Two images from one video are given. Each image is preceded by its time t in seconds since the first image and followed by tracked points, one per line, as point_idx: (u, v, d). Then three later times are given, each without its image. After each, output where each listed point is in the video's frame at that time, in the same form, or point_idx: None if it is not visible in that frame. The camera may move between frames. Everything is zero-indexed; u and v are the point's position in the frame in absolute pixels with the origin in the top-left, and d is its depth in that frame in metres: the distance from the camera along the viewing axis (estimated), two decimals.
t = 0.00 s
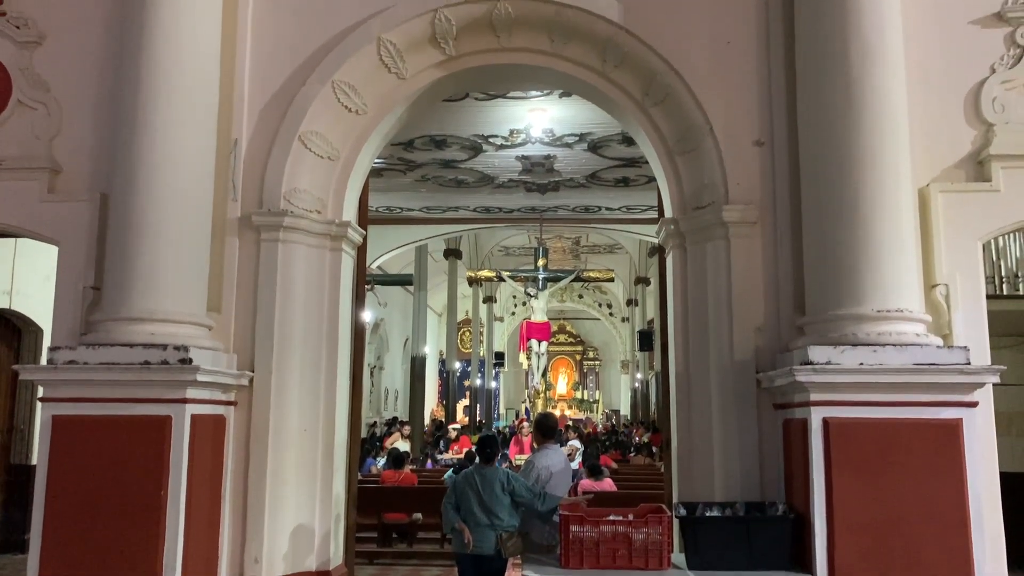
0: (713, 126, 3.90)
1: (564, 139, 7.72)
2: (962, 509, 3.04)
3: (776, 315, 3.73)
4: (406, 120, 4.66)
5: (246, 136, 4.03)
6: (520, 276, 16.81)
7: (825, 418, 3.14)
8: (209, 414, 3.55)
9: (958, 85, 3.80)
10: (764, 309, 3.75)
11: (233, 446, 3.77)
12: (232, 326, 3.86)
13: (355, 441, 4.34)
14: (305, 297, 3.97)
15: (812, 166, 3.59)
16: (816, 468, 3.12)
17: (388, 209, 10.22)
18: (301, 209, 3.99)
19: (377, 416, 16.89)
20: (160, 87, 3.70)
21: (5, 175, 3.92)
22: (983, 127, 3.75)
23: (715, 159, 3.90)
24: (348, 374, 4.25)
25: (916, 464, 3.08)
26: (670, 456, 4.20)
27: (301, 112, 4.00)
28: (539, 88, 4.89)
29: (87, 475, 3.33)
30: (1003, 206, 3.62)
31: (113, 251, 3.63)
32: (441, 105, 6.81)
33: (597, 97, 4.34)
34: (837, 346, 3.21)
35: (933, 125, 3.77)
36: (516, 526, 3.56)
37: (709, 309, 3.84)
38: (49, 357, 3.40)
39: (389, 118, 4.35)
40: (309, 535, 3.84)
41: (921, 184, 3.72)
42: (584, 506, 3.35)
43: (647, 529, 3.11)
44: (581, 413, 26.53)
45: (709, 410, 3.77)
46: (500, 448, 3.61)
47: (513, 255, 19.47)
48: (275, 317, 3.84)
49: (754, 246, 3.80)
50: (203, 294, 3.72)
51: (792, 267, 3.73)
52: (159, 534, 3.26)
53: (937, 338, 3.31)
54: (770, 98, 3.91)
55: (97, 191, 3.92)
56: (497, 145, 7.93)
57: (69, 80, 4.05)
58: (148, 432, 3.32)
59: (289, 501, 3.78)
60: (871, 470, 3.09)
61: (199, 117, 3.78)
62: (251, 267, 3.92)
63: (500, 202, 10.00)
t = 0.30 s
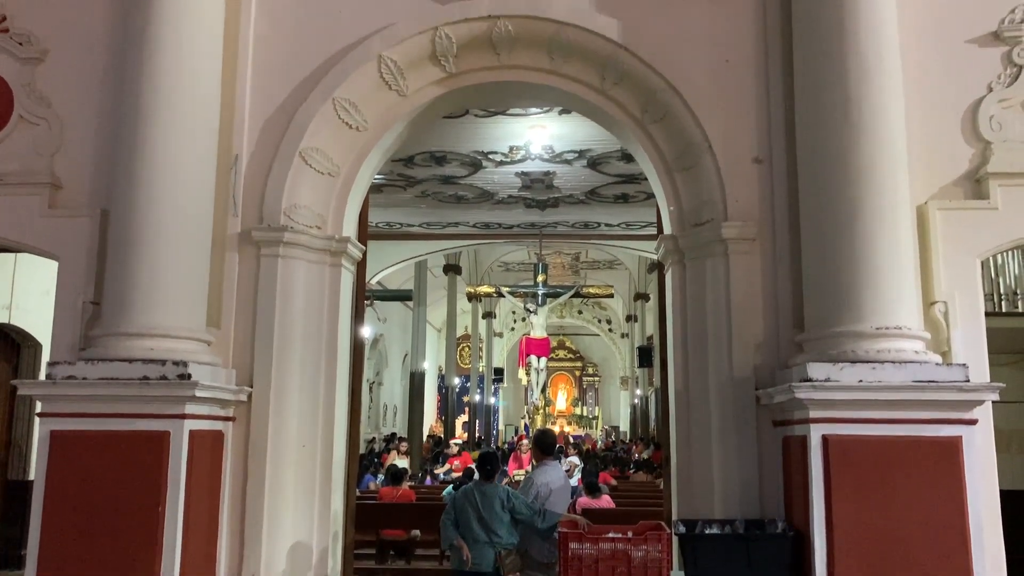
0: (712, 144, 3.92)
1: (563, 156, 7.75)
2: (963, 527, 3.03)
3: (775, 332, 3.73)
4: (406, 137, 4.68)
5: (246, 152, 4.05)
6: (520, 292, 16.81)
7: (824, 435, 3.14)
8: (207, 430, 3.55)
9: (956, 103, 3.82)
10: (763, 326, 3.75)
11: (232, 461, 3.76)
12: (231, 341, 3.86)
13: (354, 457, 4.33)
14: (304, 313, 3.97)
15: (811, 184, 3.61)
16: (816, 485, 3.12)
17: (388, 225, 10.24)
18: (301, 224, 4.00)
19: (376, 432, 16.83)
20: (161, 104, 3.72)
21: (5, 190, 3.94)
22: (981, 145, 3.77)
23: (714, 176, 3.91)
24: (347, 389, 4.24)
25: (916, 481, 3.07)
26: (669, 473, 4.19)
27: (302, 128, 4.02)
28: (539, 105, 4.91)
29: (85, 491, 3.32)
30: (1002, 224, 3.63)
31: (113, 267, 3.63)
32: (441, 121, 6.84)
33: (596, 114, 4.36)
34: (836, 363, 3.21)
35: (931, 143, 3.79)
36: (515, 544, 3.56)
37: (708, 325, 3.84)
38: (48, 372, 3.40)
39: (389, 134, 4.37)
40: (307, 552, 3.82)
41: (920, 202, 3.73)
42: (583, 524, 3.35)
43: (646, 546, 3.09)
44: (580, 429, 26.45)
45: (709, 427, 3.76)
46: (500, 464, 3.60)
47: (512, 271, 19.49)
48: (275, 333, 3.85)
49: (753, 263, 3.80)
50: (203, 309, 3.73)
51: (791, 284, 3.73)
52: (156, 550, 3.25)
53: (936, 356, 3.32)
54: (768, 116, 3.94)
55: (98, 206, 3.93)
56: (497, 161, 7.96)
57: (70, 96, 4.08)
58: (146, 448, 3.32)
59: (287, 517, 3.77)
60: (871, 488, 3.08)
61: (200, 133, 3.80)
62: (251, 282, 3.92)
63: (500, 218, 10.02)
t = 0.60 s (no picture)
0: (711, 162, 3.94)
1: (562, 172, 7.78)
2: (961, 546, 3.03)
3: (774, 349, 3.74)
4: (406, 153, 4.70)
5: (247, 168, 4.07)
6: (519, 308, 16.80)
7: (822, 453, 3.14)
8: (205, 446, 3.54)
9: (952, 123, 3.84)
10: (761, 344, 3.75)
11: (229, 478, 3.75)
12: (230, 357, 3.86)
13: (351, 473, 4.32)
14: (303, 328, 3.97)
15: (809, 202, 3.62)
16: (814, 503, 3.12)
17: (387, 241, 10.26)
18: (301, 240, 4.00)
19: (373, 448, 16.76)
20: (162, 120, 3.74)
21: (5, 206, 3.95)
22: (978, 164, 3.79)
23: (712, 194, 3.93)
24: (345, 405, 4.24)
25: (914, 499, 3.07)
26: (668, 491, 4.18)
27: (302, 145, 4.03)
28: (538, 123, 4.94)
29: (82, 507, 3.31)
30: (999, 243, 3.65)
31: (112, 282, 3.64)
32: (440, 138, 6.88)
33: (595, 132, 4.39)
34: (834, 381, 3.21)
35: (928, 162, 3.81)
36: (512, 561, 3.53)
37: (707, 342, 3.85)
38: (46, 388, 3.40)
39: (389, 151, 4.38)
40: (304, 569, 3.79)
41: (918, 220, 3.75)
42: (580, 541, 3.35)
43: (645, 565, 3.07)
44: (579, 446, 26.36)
45: (707, 444, 3.76)
46: (497, 481, 3.59)
47: (511, 287, 19.50)
48: (273, 348, 3.84)
49: (751, 281, 3.81)
50: (202, 325, 3.73)
51: (789, 301, 3.74)
52: (153, 567, 3.24)
53: (934, 374, 3.32)
54: (766, 135, 3.96)
55: (98, 222, 3.94)
56: (496, 178, 7.99)
57: (72, 112, 4.10)
58: (144, 464, 3.32)
59: (284, 534, 3.75)
60: (869, 506, 3.08)
61: (200, 150, 3.82)
62: (250, 298, 3.92)
63: (499, 234, 10.04)
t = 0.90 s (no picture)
0: (708, 180, 3.96)
1: (560, 190, 7.81)
2: (960, 565, 3.02)
3: (771, 367, 3.74)
4: (404, 171, 4.72)
5: (246, 185, 4.08)
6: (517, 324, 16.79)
7: (820, 471, 3.14)
8: (201, 463, 3.53)
9: (948, 142, 3.87)
10: (759, 361, 3.75)
11: (225, 495, 3.73)
12: (227, 374, 3.85)
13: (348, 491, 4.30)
14: (301, 345, 3.97)
15: (806, 220, 3.64)
16: (812, 521, 3.11)
17: (385, 257, 10.28)
18: (300, 257, 4.01)
19: (370, 466, 16.67)
20: (162, 137, 3.76)
21: (4, 221, 3.95)
22: (974, 183, 3.81)
23: (709, 212, 3.95)
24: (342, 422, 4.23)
25: (912, 518, 3.07)
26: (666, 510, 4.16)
27: (301, 162, 4.05)
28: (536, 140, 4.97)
29: (77, 524, 3.30)
30: (995, 262, 3.66)
31: (110, 299, 3.64)
32: (439, 155, 6.90)
33: (592, 150, 4.41)
34: (832, 399, 3.22)
35: (924, 181, 3.83)
36: None
37: (704, 359, 3.85)
38: (43, 404, 3.39)
39: (387, 168, 4.40)
40: None
41: (914, 238, 3.76)
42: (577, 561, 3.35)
43: None
44: (576, 464, 26.25)
45: (705, 462, 3.75)
46: (493, 499, 3.57)
47: (509, 303, 19.49)
48: (270, 365, 3.84)
49: (748, 299, 3.82)
50: (199, 341, 3.73)
51: (787, 319, 3.75)
52: None
53: (932, 392, 3.32)
54: (763, 154, 3.98)
55: (97, 238, 3.95)
56: (494, 195, 8.02)
57: (72, 129, 4.11)
58: (140, 481, 3.31)
59: (280, 552, 3.73)
60: (868, 525, 3.07)
61: (200, 167, 3.83)
62: (248, 314, 3.92)
63: (497, 251, 10.06)
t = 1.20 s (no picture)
0: (704, 197, 3.97)
1: (557, 206, 7.83)
2: None
3: (768, 384, 3.74)
4: (402, 187, 4.73)
5: (243, 201, 4.09)
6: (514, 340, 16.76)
7: (817, 489, 3.14)
8: (197, 479, 3.52)
9: (943, 160, 3.89)
10: (755, 378, 3.75)
11: (220, 512, 3.71)
12: (223, 390, 3.84)
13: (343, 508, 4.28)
14: (297, 361, 3.96)
15: (802, 238, 3.65)
16: (808, 539, 3.10)
17: (382, 272, 10.29)
18: (296, 273, 4.02)
19: (366, 482, 16.58)
20: (160, 154, 3.77)
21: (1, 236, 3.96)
22: (969, 202, 3.83)
23: (705, 228, 3.96)
24: (338, 438, 4.22)
25: (909, 536, 3.06)
26: (663, 527, 4.15)
27: (299, 178, 4.06)
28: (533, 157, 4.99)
29: (70, 541, 3.28)
30: (991, 279, 3.68)
31: (106, 314, 3.64)
32: (437, 172, 6.92)
33: (589, 166, 4.43)
34: (829, 416, 3.22)
35: (920, 200, 3.85)
36: None
37: (701, 376, 3.85)
38: (38, 420, 3.38)
39: (385, 184, 4.42)
40: None
41: (909, 256, 3.78)
42: None
43: None
44: (573, 480, 26.14)
45: (702, 479, 3.75)
46: (491, 515, 3.60)
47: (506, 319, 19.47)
48: (266, 381, 3.83)
49: (745, 316, 3.83)
50: (196, 356, 3.72)
51: (783, 335, 3.75)
52: None
53: (928, 410, 3.32)
54: (759, 170, 4.00)
55: (94, 253, 3.95)
56: (492, 211, 8.04)
57: (71, 144, 4.13)
58: (135, 498, 3.29)
59: (274, 570, 3.70)
60: (864, 542, 3.07)
61: (198, 183, 3.84)
62: (244, 330, 3.92)
63: (495, 267, 10.07)
